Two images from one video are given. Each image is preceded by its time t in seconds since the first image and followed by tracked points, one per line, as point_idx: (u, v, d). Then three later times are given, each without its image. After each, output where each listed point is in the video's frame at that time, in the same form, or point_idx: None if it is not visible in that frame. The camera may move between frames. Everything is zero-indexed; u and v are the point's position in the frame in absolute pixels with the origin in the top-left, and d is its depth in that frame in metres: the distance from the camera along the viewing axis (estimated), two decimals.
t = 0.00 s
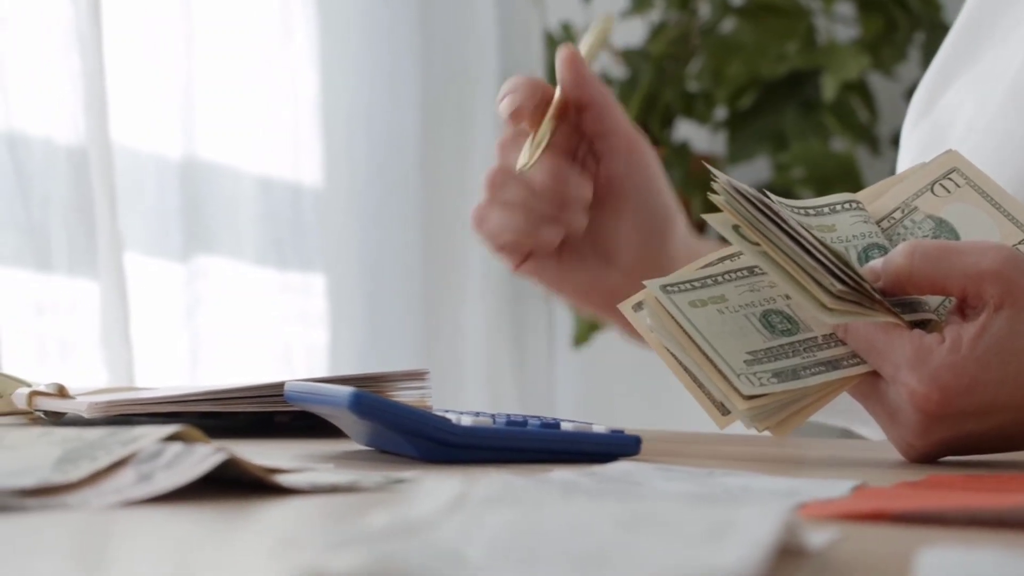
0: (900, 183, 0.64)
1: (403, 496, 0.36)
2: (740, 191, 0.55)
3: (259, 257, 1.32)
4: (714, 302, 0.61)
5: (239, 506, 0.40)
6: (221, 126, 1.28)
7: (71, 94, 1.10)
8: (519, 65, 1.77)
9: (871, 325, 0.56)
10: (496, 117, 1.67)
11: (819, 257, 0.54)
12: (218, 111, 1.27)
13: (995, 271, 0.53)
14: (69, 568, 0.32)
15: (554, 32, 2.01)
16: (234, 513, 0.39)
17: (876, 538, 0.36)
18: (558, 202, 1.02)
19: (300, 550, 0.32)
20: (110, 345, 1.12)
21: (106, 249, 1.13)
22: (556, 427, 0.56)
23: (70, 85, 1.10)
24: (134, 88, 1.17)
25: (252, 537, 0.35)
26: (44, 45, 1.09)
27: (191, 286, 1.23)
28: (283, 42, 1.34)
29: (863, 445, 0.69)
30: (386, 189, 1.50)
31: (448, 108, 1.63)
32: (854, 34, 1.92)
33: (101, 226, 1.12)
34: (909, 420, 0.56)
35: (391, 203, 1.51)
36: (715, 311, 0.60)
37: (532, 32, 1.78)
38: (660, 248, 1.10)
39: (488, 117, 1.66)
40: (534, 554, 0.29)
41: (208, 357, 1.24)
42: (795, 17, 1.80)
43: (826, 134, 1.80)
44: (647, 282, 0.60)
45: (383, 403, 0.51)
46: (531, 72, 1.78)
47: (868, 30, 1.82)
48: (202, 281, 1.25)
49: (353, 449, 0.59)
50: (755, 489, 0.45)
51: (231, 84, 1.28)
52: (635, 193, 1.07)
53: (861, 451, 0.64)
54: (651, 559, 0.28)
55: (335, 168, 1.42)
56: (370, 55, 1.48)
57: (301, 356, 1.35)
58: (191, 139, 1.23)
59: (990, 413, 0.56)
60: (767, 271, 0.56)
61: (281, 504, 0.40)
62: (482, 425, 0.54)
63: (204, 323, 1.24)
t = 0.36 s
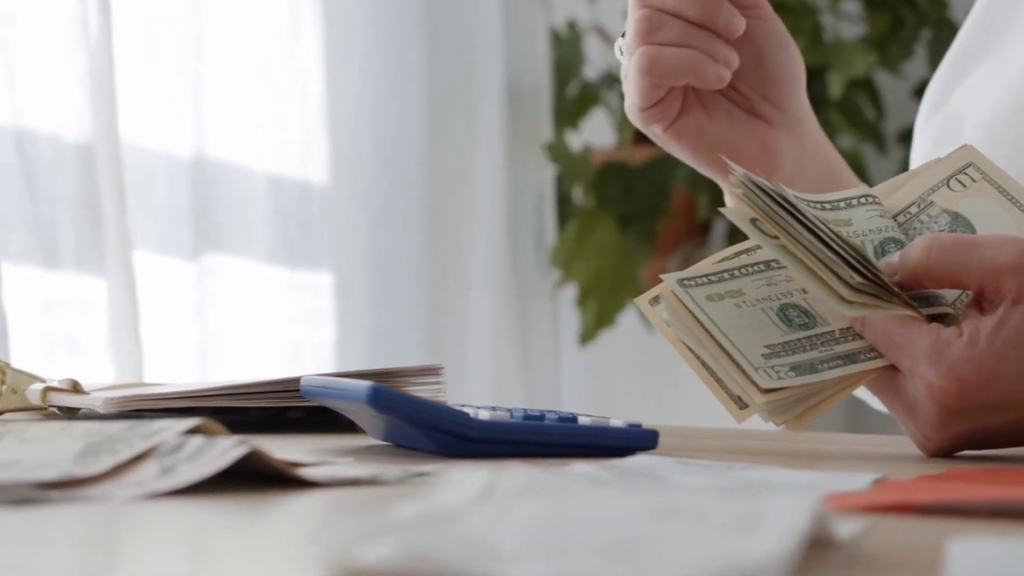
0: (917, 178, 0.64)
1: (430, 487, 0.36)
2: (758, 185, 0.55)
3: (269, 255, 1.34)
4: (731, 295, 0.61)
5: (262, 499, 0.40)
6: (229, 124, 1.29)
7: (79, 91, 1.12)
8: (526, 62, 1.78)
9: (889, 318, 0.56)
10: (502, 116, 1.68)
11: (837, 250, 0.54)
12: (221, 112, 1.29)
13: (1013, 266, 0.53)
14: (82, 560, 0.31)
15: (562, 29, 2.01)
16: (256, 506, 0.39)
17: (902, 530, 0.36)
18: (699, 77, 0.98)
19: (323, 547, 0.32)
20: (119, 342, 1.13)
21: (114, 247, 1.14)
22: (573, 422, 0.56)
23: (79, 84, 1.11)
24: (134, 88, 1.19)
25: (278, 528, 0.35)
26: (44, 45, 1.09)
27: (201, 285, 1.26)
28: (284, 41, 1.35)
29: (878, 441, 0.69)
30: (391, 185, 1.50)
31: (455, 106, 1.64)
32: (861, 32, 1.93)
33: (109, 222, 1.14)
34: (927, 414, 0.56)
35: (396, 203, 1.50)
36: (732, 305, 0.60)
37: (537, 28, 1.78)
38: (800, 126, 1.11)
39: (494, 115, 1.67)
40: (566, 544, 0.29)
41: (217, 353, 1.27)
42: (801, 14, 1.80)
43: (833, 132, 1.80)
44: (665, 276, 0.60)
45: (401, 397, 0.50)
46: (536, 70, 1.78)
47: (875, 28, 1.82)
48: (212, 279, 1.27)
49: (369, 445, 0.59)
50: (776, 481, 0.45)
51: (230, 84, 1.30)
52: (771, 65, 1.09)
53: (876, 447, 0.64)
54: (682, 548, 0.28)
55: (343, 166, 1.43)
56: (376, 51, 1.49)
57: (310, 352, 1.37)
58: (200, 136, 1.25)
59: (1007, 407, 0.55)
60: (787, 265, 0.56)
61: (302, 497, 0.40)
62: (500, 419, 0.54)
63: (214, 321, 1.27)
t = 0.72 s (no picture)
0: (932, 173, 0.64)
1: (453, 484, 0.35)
2: (773, 184, 0.54)
3: (277, 253, 1.34)
4: (746, 294, 0.61)
5: (280, 496, 0.39)
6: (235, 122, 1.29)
7: (83, 87, 1.12)
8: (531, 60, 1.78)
9: (905, 318, 0.55)
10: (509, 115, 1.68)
11: (854, 248, 0.53)
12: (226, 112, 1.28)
13: None
14: (91, 559, 0.30)
15: (567, 29, 2.02)
16: (275, 503, 0.38)
17: (928, 527, 0.36)
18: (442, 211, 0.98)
19: (332, 547, 0.31)
20: (126, 340, 1.13)
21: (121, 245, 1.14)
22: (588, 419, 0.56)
23: (87, 82, 1.12)
24: (135, 88, 1.19)
25: (298, 525, 0.35)
26: (44, 45, 1.09)
27: (209, 283, 1.25)
28: (285, 40, 1.35)
29: (892, 439, 0.68)
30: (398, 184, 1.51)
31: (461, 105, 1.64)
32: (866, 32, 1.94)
33: (115, 219, 1.14)
34: (943, 412, 0.56)
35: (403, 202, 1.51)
36: (748, 303, 0.60)
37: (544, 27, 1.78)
38: (586, 263, 1.09)
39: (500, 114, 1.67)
40: (593, 541, 0.28)
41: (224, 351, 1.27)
42: (806, 13, 1.81)
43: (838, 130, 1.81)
44: (679, 274, 0.60)
45: (416, 394, 0.50)
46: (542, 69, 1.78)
47: (882, 27, 1.83)
48: (219, 278, 1.27)
49: (382, 442, 0.58)
50: (795, 478, 0.45)
51: (230, 84, 1.30)
52: (533, 179, 1.03)
53: (891, 445, 0.64)
54: (711, 545, 0.28)
55: (351, 164, 1.44)
56: (382, 51, 1.50)
57: (318, 350, 1.37)
58: (207, 134, 1.25)
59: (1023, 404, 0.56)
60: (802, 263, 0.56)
61: (321, 495, 0.40)
62: (515, 416, 0.54)
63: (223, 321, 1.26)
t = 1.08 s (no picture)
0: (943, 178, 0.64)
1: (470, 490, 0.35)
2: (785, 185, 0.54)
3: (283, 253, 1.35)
4: (757, 296, 0.61)
5: (296, 500, 0.39)
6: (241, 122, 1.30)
7: (85, 86, 1.11)
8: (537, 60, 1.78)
9: (916, 320, 0.55)
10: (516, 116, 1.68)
11: (866, 249, 0.53)
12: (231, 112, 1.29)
13: None
14: (113, 562, 0.30)
15: (573, 30, 2.02)
16: (291, 508, 0.38)
17: (946, 535, 0.36)
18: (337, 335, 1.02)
19: (337, 552, 0.31)
20: (132, 339, 1.13)
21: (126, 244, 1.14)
22: (600, 423, 0.56)
23: (93, 81, 1.12)
24: (138, 88, 1.18)
25: (315, 530, 0.35)
26: (44, 45, 1.08)
27: (217, 282, 1.25)
28: (285, 40, 1.35)
29: (903, 442, 0.68)
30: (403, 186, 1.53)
31: (467, 105, 1.65)
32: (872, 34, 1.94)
33: (120, 218, 1.14)
34: (954, 415, 0.56)
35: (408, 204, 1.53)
36: (758, 306, 0.60)
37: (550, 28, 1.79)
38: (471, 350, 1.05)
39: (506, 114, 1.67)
40: (616, 549, 0.28)
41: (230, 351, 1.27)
42: (812, 14, 1.81)
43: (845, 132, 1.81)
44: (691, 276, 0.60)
45: (427, 397, 0.50)
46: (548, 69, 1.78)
47: (888, 29, 1.83)
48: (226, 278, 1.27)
49: (393, 445, 0.58)
50: (808, 484, 0.44)
51: (231, 85, 1.30)
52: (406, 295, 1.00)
53: (903, 449, 0.63)
54: (735, 553, 0.28)
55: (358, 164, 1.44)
56: (388, 54, 1.51)
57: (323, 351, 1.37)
58: (214, 133, 1.26)
59: None
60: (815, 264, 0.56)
61: (336, 499, 0.40)
62: (527, 420, 0.54)
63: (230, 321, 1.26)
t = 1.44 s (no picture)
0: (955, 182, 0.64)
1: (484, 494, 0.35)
2: (799, 188, 0.53)
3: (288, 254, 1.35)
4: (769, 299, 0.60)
5: (309, 503, 0.39)
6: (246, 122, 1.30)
7: (87, 85, 1.11)
8: (542, 62, 1.78)
9: (929, 324, 0.55)
10: (520, 116, 1.68)
11: (879, 253, 0.53)
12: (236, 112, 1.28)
13: None
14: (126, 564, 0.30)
15: (578, 31, 2.02)
16: (304, 510, 0.38)
17: (963, 539, 0.35)
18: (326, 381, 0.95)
19: (353, 556, 0.31)
20: (136, 340, 1.13)
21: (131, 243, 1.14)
22: (611, 426, 0.56)
23: (98, 80, 1.11)
24: (141, 88, 1.18)
25: (329, 532, 0.34)
26: (44, 45, 1.07)
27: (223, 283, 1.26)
28: (285, 40, 1.35)
29: (912, 446, 0.68)
30: (410, 184, 1.52)
31: (472, 106, 1.65)
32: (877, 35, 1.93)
33: (125, 217, 1.14)
34: (966, 419, 0.56)
35: (415, 203, 1.53)
36: (770, 309, 0.60)
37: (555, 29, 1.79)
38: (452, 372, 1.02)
39: (511, 115, 1.67)
40: (636, 553, 0.28)
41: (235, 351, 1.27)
42: (818, 16, 1.82)
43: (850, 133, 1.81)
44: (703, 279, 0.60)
45: (437, 398, 0.50)
46: (553, 70, 1.78)
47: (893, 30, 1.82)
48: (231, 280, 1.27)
49: (401, 447, 0.58)
50: (822, 488, 0.44)
51: (235, 84, 1.29)
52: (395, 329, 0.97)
53: (914, 453, 0.63)
54: (757, 558, 0.28)
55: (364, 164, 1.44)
56: (395, 54, 1.51)
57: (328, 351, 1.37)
58: (219, 134, 1.25)
59: None
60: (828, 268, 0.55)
61: (349, 502, 0.39)
62: (538, 423, 0.53)
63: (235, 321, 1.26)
